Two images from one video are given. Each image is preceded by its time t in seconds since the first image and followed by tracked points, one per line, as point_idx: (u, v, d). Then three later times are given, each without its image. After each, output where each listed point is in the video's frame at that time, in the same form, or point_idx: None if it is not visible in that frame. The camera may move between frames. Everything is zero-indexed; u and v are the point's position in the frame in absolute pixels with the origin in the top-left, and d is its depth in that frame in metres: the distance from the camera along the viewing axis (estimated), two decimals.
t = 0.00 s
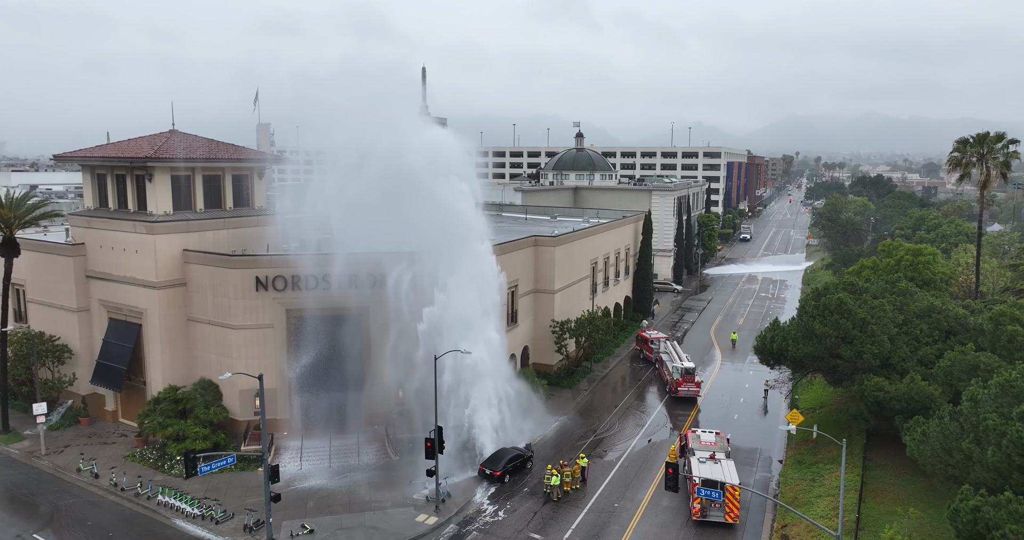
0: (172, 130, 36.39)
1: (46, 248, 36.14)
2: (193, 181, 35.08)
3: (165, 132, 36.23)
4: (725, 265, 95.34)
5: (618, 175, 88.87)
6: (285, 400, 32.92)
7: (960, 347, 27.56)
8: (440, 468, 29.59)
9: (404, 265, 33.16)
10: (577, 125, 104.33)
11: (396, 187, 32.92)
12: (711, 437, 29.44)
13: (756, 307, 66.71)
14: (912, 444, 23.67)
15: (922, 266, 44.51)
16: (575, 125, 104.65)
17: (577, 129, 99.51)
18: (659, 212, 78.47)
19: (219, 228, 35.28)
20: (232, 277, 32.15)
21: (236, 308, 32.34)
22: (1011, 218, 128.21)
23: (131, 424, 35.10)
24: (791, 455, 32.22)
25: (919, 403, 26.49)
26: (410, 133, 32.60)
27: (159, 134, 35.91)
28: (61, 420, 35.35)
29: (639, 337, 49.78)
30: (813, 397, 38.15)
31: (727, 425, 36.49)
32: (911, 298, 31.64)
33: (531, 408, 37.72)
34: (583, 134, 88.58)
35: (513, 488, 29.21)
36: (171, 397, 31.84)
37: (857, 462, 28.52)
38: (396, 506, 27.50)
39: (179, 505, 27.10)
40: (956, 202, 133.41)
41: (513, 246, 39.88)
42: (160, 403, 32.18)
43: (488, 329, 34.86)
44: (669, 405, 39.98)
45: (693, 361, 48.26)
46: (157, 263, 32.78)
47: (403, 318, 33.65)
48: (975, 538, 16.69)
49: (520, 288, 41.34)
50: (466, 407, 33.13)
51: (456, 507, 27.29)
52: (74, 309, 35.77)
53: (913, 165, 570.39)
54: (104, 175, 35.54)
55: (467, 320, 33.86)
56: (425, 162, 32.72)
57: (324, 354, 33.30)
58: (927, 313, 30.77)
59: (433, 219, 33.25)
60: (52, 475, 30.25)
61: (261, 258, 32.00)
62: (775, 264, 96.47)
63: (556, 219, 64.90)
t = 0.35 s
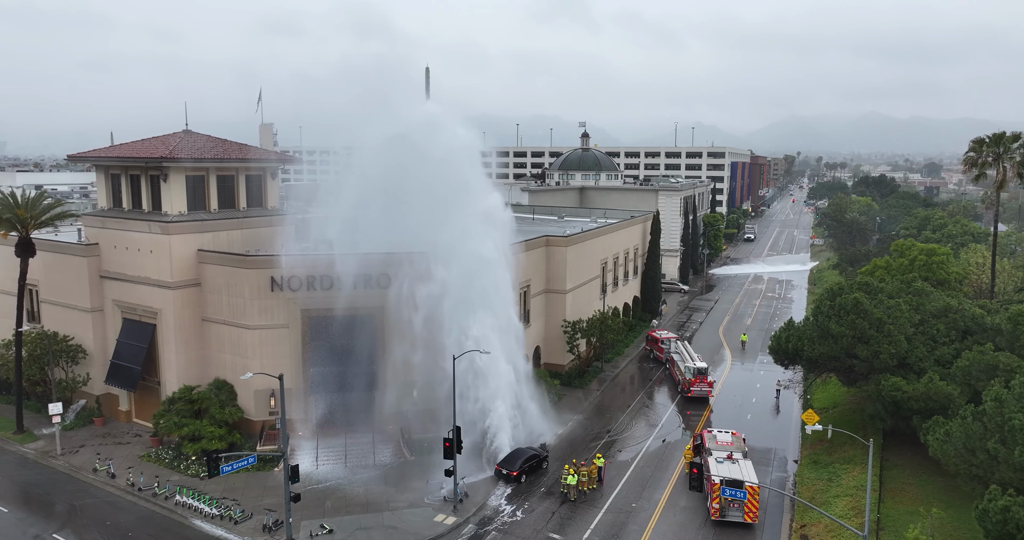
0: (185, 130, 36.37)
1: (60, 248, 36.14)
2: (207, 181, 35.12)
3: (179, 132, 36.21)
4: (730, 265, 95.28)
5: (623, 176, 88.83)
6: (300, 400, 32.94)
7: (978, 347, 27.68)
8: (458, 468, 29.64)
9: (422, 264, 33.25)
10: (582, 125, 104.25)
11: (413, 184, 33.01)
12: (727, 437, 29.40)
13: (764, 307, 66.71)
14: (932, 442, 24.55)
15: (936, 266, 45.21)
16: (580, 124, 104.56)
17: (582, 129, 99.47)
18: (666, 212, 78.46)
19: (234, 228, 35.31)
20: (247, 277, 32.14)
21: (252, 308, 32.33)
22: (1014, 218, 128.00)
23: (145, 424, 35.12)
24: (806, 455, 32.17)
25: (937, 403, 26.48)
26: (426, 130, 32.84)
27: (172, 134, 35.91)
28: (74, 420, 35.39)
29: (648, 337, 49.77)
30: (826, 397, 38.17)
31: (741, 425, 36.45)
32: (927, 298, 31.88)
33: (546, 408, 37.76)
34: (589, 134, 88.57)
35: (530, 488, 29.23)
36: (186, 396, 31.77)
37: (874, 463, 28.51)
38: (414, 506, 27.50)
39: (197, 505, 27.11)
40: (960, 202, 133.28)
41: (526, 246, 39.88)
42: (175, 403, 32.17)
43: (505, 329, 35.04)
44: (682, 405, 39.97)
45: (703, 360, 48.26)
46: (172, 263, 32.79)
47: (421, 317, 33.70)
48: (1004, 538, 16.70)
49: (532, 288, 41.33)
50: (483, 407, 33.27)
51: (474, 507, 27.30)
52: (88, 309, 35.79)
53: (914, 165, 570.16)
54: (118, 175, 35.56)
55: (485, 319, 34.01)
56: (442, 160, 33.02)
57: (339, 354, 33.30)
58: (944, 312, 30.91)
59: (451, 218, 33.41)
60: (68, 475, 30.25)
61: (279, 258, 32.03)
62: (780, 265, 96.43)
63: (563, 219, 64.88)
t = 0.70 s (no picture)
0: (198, 130, 36.37)
1: (73, 248, 36.18)
2: (220, 180, 35.12)
3: (192, 132, 36.21)
4: (735, 265, 95.17)
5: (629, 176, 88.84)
6: (315, 400, 32.97)
7: (995, 346, 27.88)
8: (475, 468, 29.66)
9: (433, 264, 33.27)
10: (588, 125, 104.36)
11: (425, 183, 33.04)
12: (742, 436, 29.36)
13: (771, 307, 66.68)
14: (950, 443, 25.05)
15: (948, 266, 46.21)
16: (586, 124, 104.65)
17: (587, 129, 99.53)
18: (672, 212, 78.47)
19: (247, 228, 35.34)
20: (262, 278, 32.13)
21: (267, 308, 32.34)
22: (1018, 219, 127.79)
23: (158, 425, 35.14)
24: (821, 455, 32.09)
25: (954, 402, 26.49)
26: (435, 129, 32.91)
27: (186, 134, 35.92)
28: (87, 420, 35.43)
29: (658, 337, 49.74)
30: (839, 397, 38.18)
31: (754, 425, 36.42)
32: (942, 298, 32.27)
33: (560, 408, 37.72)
34: (594, 134, 88.64)
35: (546, 488, 29.22)
36: (201, 396, 31.73)
37: (891, 463, 28.46)
38: (430, 505, 27.48)
39: (215, 505, 27.12)
40: (964, 202, 133.05)
41: (537, 246, 39.90)
42: (190, 402, 32.06)
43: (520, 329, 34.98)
44: (693, 405, 39.96)
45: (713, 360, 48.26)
46: (186, 263, 32.79)
47: (436, 318, 33.72)
48: None
49: (544, 288, 41.35)
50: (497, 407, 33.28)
51: (491, 506, 27.30)
52: (101, 309, 35.80)
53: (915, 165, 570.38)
54: (131, 175, 35.60)
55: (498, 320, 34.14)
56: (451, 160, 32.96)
57: (354, 355, 33.32)
58: (960, 312, 31.23)
59: (465, 219, 33.34)
60: (84, 475, 30.25)
61: (293, 258, 32.02)
62: (785, 265, 96.34)
63: (570, 219, 64.89)
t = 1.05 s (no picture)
0: (209, 130, 36.36)
1: (85, 248, 36.24)
2: (232, 181, 35.16)
3: (203, 132, 36.20)
4: (740, 265, 95.15)
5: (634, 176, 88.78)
6: (327, 400, 33.00)
7: (1009, 346, 27.99)
8: (489, 468, 29.67)
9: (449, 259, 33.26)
10: (592, 125, 104.34)
11: (437, 181, 33.42)
12: (755, 436, 29.32)
13: (777, 307, 66.67)
14: (967, 443, 25.36)
15: (960, 266, 47.13)
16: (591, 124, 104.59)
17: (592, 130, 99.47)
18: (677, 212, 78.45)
19: (258, 228, 35.37)
20: (274, 277, 32.12)
21: (279, 308, 32.32)
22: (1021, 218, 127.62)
23: (170, 425, 35.17)
24: (833, 455, 32.03)
25: (969, 402, 26.51)
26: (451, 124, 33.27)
27: (197, 134, 35.91)
28: (99, 420, 35.49)
29: (666, 337, 49.72)
30: (849, 397, 38.20)
31: (765, 425, 36.36)
32: (955, 298, 32.49)
33: (574, 407, 37.74)
34: (599, 134, 88.62)
35: (560, 488, 29.21)
36: (213, 396, 31.53)
37: (904, 463, 28.40)
38: (445, 505, 27.46)
39: (230, 505, 27.11)
40: (967, 202, 133.04)
41: (548, 246, 39.91)
42: (202, 402, 32.00)
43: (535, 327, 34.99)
44: (703, 404, 39.95)
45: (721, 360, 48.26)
46: (199, 263, 32.80)
47: (451, 316, 33.79)
48: None
49: (554, 288, 41.39)
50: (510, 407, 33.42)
51: (505, 506, 27.28)
52: (112, 309, 35.82)
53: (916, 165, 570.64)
54: (143, 175, 35.65)
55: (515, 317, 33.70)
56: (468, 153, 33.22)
57: (368, 354, 33.40)
58: (973, 312, 31.34)
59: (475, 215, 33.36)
60: (97, 475, 30.26)
61: (306, 258, 32.04)
62: (789, 265, 96.31)
63: (576, 219, 64.89)
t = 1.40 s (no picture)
0: (215, 130, 36.33)
1: (90, 248, 36.26)
2: (238, 180, 35.16)
3: (209, 132, 36.15)
4: (742, 265, 95.09)
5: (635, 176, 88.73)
6: (333, 400, 33.00)
7: (1016, 346, 28.22)
8: (496, 468, 29.71)
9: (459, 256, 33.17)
10: (595, 125, 104.25)
11: (440, 181, 33.49)
12: (762, 436, 29.30)
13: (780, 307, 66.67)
14: (974, 442, 25.43)
15: (966, 266, 47.35)
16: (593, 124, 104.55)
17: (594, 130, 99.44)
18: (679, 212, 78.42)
19: (264, 228, 35.37)
20: (281, 277, 32.11)
21: (285, 308, 32.32)
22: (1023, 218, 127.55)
23: (175, 425, 35.18)
24: (839, 455, 32.01)
25: (977, 402, 26.53)
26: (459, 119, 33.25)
27: (202, 133, 35.88)
28: (105, 420, 35.50)
29: (670, 337, 49.67)
30: (854, 397, 38.23)
31: (770, 425, 36.33)
32: (961, 298, 32.93)
33: (575, 404, 37.76)
34: (601, 134, 88.60)
35: (567, 488, 29.20)
36: (220, 396, 31.48)
37: (911, 463, 28.38)
38: (452, 505, 27.43)
39: (237, 505, 27.09)
40: (968, 202, 133.02)
41: (553, 245, 39.89)
42: (208, 402, 31.92)
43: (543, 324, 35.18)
44: (708, 404, 39.94)
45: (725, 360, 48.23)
46: (205, 262, 32.79)
47: (459, 315, 33.67)
48: None
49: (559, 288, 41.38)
50: (517, 406, 33.53)
51: (512, 506, 27.26)
52: (118, 309, 35.82)
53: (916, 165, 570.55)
54: (148, 175, 35.66)
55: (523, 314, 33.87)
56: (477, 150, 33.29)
57: (375, 354, 33.48)
58: (979, 312, 31.69)
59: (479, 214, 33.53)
60: (104, 475, 30.25)
61: (312, 258, 32.03)
62: (791, 265, 96.27)
63: (579, 219, 64.87)
